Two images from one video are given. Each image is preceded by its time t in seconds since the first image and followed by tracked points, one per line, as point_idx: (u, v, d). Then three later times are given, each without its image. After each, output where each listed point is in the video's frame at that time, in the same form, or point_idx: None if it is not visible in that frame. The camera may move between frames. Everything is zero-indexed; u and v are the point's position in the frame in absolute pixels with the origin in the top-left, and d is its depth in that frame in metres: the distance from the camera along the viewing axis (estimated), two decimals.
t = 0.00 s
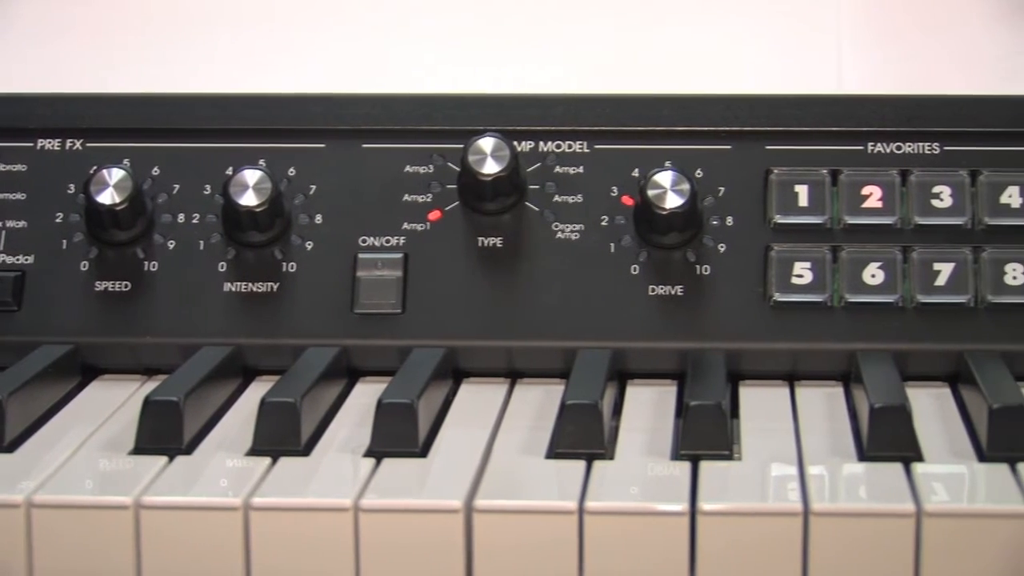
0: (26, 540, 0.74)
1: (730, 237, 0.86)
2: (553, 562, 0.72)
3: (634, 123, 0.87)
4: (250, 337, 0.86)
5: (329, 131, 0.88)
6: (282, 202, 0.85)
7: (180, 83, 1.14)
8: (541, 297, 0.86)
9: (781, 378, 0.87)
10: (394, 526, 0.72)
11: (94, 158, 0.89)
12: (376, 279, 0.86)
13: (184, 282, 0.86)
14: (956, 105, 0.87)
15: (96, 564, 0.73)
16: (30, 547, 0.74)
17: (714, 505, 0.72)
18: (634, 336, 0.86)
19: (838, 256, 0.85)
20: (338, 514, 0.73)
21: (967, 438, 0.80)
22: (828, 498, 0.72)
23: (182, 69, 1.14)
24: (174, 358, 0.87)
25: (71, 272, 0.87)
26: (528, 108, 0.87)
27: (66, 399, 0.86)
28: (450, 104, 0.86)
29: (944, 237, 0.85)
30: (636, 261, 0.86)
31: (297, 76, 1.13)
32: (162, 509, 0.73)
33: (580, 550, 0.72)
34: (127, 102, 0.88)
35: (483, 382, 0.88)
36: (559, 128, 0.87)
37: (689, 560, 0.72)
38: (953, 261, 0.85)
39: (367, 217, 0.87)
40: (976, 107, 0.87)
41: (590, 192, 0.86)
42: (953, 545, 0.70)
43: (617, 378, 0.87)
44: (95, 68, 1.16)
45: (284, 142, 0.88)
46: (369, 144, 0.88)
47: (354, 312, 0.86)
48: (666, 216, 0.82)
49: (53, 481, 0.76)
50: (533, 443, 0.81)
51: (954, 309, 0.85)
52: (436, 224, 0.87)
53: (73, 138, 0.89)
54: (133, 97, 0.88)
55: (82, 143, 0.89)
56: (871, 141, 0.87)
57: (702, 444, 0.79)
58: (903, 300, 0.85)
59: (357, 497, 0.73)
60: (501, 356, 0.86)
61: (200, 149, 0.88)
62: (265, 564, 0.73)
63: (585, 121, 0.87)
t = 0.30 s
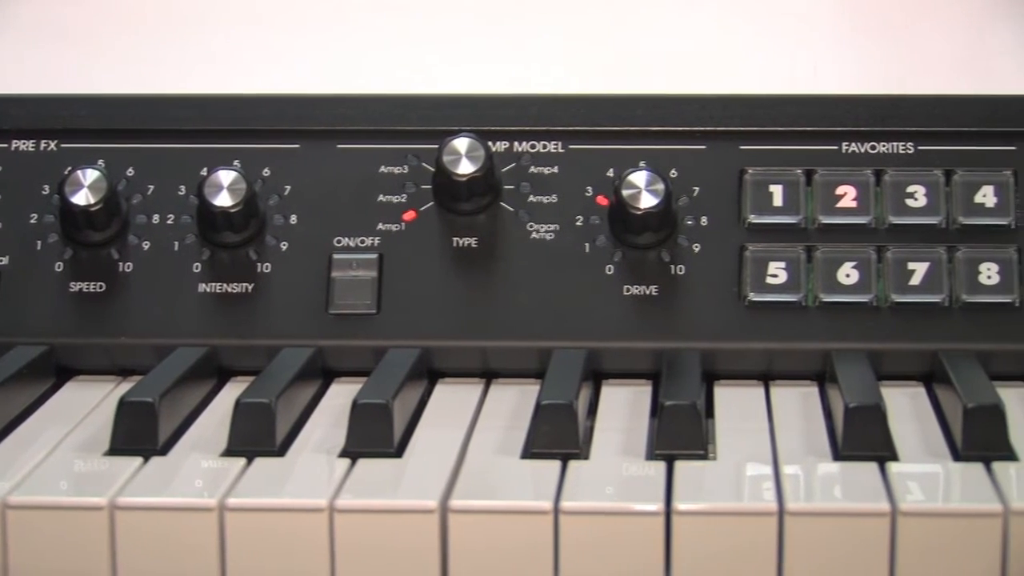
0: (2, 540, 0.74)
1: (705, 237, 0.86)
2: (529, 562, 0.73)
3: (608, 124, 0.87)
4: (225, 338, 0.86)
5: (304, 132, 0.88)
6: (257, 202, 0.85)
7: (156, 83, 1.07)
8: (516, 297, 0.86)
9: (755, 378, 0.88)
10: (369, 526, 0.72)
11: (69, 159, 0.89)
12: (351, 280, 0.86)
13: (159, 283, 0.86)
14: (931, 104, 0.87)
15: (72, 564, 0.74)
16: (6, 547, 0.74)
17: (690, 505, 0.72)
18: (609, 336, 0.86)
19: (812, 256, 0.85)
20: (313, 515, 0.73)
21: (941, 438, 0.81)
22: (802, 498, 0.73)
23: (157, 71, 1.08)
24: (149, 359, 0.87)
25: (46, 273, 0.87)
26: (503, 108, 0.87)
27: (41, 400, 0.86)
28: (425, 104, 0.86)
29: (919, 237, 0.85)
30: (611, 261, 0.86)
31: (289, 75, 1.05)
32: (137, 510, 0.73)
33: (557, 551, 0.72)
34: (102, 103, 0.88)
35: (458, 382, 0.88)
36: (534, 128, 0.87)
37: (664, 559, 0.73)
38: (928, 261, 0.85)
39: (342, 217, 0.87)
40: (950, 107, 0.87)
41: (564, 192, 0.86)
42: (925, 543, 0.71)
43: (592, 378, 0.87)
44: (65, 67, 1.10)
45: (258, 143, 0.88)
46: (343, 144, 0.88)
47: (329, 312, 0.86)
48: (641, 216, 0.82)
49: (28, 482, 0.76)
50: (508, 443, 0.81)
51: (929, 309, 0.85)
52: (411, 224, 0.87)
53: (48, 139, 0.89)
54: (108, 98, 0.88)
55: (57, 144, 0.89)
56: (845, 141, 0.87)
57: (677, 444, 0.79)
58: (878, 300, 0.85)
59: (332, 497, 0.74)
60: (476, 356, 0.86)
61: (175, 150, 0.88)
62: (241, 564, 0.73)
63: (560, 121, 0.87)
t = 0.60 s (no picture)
0: None
1: (678, 236, 0.86)
2: (503, 561, 0.73)
3: (580, 123, 0.87)
4: (197, 338, 0.86)
5: (276, 132, 0.88)
6: (229, 203, 0.85)
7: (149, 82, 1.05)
8: (490, 297, 0.86)
9: (728, 377, 0.88)
10: (343, 525, 0.73)
11: (42, 160, 0.89)
12: (324, 280, 0.86)
13: (132, 284, 0.86)
14: (904, 103, 0.87)
15: (45, 564, 0.74)
16: None
17: (662, 504, 0.73)
18: (581, 336, 0.86)
19: (785, 256, 0.85)
20: (287, 515, 0.73)
21: (914, 438, 0.81)
22: (776, 498, 0.73)
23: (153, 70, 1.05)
24: (122, 360, 0.87)
25: (18, 274, 0.87)
26: (475, 108, 0.87)
27: (14, 401, 0.86)
28: (397, 104, 0.86)
29: (891, 237, 0.85)
30: (584, 261, 0.86)
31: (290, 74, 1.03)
32: (110, 511, 0.73)
33: (531, 551, 0.73)
34: (75, 104, 0.88)
35: (431, 382, 0.88)
36: (506, 128, 0.87)
37: (637, 558, 0.73)
38: (901, 261, 0.85)
39: (315, 218, 0.87)
40: (922, 106, 0.87)
41: (537, 192, 0.86)
42: (897, 543, 0.72)
43: (566, 377, 0.87)
44: (58, 68, 1.08)
45: (232, 143, 0.88)
46: (316, 145, 0.88)
47: (302, 313, 0.86)
48: (614, 216, 0.82)
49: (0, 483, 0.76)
50: (481, 443, 0.81)
51: (902, 308, 0.86)
52: (384, 224, 0.87)
53: (20, 139, 0.89)
54: (81, 98, 0.88)
55: (30, 145, 0.89)
56: (817, 141, 0.87)
57: (651, 444, 0.79)
58: (850, 299, 0.86)
59: (306, 497, 0.74)
60: (449, 356, 0.86)
61: (147, 151, 0.88)
62: (216, 564, 0.74)
63: (533, 121, 0.87)
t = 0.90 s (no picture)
0: None
1: (651, 236, 0.86)
2: (476, 561, 0.73)
3: (553, 123, 0.87)
4: (171, 339, 0.86)
5: (250, 132, 0.88)
6: (202, 204, 0.85)
7: (138, 77, 0.98)
8: (464, 297, 0.86)
9: (701, 377, 0.88)
10: (317, 525, 0.73)
11: (15, 160, 0.89)
12: (297, 281, 0.86)
13: (105, 285, 0.86)
14: (878, 103, 0.87)
15: (19, 564, 0.74)
16: None
17: (636, 504, 0.73)
18: (555, 336, 0.86)
19: (758, 256, 0.85)
20: (260, 516, 0.73)
21: (888, 438, 0.81)
22: (750, 497, 0.74)
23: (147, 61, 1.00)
24: (95, 360, 0.87)
25: None
26: (449, 109, 0.87)
27: None
28: (370, 104, 0.86)
29: (865, 236, 0.85)
30: (557, 260, 0.86)
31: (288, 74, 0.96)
32: (83, 512, 0.73)
33: (505, 551, 0.73)
34: (47, 105, 0.88)
35: (405, 382, 0.88)
36: (480, 128, 0.87)
37: (610, 557, 0.73)
38: (874, 260, 0.85)
39: (288, 218, 0.87)
40: (897, 106, 0.87)
41: (511, 192, 0.86)
42: (870, 543, 0.73)
43: (539, 377, 0.87)
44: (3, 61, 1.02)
45: (205, 144, 0.88)
46: (289, 145, 0.88)
47: (276, 313, 0.86)
48: (587, 216, 0.82)
49: None
50: (455, 443, 0.81)
51: (876, 307, 0.86)
52: (357, 224, 0.86)
53: None
54: (54, 99, 0.88)
55: (3, 145, 0.89)
56: (791, 141, 0.87)
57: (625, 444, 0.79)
58: (824, 298, 0.86)
59: (280, 498, 0.74)
60: (423, 356, 0.86)
61: (121, 151, 0.88)
62: (189, 563, 0.74)
63: (506, 121, 0.87)
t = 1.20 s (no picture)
0: None
1: (623, 236, 0.86)
2: (448, 561, 0.73)
3: (525, 123, 0.87)
4: (142, 339, 0.86)
5: (221, 133, 0.88)
6: (174, 204, 0.85)
7: (136, 77, 0.99)
8: (435, 297, 0.86)
9: (672, 376, 0.88)
10: (288, 526, 0.73)
11: None
12: (269, 281, 0.86)
13: (77, 286, 0.86)
14: (850, 102, 0.87)
15: None
16: None
17: (608, 504, 0.73)
18: (526, 336, 0.86)
19: (730, 255, 0.85)
20: (232, 516, 0.73)
21: (860, 437, 0.81)
22: (722, 496, 0.74)
23: (146, 61, 1.01)
24: (66, 361, 0.87)
25: None
26: (420, 108, 0.87)
27: None
28: (341, 104, 0.86)
29: (837, 236, 0.85)
30: (529, 260, 0.86)
31: (289, 73, 0.97)
32: (54, 512, 0.73)
33: (477, 550, 0.73)
34: (19, 105, 0.88)
35: (376, 382, 0.88)
36: (452, 128, 0.87)
37: (581, 557, 0.73)
38: (846, 259, 0.85)
39: (259, 218, 0.87)
40: (869, 106, 0.87)
41: (482, 192, 0.86)
42: (841, 542, 0.73)
43: (512, 377, 0.87)
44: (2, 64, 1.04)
45: (178, 144, 0.88)
46: (260, 145, 0.88)
47: (247, 314, 0.86)
48: (559, 216, 0.82)
49: None
50: (427, 443, 0.81)
51: (847, 307, 0.86)
52: (328, 224, 0.87)
53: None
54: (26, 100, 0.88)
55: None
56: (762, 140, 0.87)
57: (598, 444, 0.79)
58: (795, 298, 0.86)
59: (251, 498, 0.74)
60: (395, 356, 0.86)
61: (93, 151, 0.88)
62: (160, 564, 0.74)
63: (478, 121, 0.87)
